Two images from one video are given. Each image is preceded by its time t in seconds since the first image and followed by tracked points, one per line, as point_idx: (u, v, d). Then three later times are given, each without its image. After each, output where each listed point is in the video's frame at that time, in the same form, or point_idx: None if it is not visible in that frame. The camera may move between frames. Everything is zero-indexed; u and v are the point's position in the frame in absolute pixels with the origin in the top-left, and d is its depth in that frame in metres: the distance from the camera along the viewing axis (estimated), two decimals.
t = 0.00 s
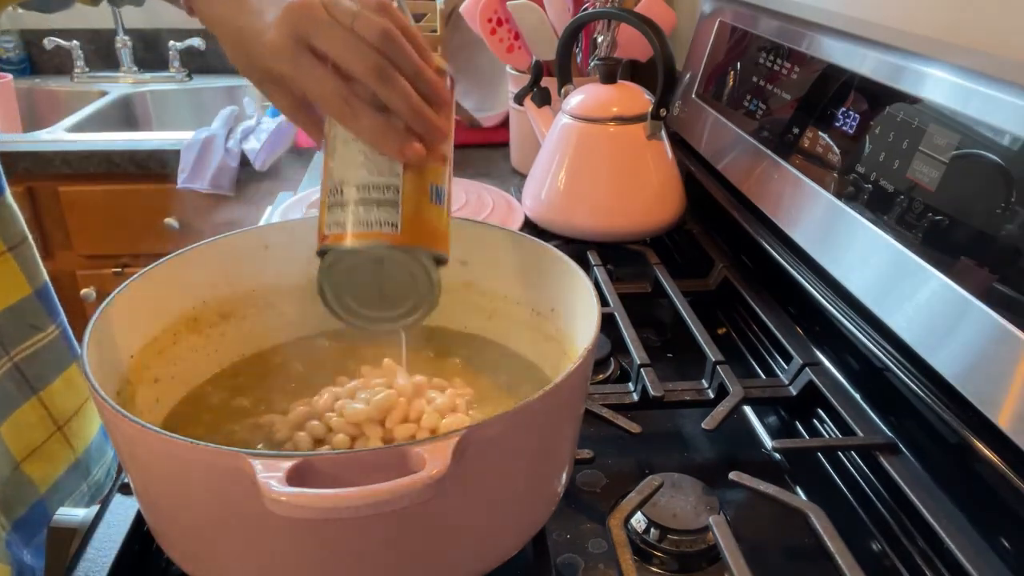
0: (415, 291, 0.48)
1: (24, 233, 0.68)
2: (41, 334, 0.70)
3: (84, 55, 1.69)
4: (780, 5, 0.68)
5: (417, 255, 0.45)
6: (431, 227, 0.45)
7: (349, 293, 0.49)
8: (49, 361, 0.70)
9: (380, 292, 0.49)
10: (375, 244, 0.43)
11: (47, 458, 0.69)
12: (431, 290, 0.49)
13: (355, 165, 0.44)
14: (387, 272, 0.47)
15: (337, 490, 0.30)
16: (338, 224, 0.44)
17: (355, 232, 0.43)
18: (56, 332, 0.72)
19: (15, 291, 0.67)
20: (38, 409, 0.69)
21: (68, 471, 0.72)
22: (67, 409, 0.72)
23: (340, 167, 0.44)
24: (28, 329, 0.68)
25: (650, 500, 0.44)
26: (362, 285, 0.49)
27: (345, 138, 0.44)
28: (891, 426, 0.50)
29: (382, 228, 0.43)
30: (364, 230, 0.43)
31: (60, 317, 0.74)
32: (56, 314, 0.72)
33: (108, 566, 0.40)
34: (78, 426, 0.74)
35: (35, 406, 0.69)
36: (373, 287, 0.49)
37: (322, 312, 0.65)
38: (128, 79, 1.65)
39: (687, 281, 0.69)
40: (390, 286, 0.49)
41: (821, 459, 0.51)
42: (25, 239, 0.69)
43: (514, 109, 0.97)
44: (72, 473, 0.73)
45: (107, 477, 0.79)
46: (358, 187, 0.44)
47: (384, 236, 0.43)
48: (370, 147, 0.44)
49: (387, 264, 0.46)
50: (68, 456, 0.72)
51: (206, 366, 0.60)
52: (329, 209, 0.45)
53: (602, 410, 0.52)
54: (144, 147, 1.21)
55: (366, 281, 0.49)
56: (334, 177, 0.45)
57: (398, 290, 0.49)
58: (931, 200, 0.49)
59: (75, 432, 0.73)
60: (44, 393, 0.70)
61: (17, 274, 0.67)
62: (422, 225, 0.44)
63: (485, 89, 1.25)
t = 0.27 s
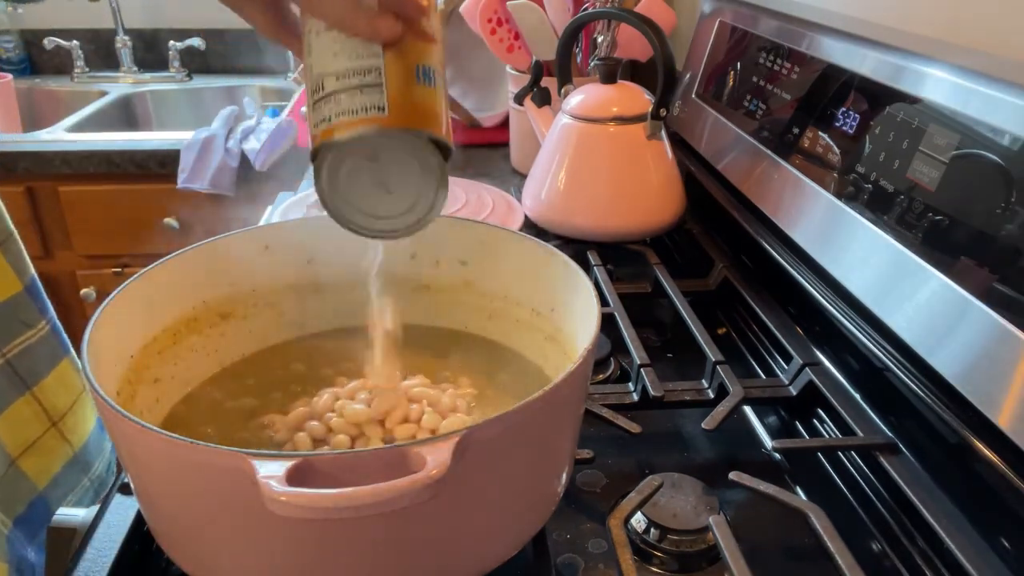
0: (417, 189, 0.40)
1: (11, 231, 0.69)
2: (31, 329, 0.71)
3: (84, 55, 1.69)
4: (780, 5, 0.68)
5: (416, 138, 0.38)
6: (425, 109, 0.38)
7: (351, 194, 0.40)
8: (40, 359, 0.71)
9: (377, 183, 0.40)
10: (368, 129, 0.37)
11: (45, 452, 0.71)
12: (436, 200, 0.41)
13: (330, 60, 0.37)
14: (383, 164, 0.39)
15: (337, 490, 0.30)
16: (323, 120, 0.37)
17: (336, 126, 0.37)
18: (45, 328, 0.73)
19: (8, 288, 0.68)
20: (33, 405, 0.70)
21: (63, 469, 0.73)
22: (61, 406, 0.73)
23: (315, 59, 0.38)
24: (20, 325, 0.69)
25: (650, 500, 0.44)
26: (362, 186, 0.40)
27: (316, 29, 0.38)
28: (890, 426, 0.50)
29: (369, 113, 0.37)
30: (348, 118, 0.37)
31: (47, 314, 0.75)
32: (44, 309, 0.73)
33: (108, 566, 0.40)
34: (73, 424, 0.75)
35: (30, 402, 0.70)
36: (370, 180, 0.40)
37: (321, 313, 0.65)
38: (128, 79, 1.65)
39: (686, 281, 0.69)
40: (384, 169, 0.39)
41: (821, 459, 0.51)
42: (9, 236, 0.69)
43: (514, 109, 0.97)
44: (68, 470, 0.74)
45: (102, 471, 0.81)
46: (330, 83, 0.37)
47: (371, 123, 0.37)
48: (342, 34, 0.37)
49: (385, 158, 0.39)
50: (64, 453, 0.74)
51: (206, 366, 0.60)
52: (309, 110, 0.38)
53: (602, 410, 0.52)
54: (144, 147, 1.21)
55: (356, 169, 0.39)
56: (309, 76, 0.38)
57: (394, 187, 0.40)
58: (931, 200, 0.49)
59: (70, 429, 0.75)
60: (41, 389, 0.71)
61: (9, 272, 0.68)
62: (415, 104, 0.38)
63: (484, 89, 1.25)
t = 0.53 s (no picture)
0: (391, 229, 0.43)
1: None
2: (27, 321, 0.70)
3: (84, 55, 1.69)
4: (781, 5, 0.68)
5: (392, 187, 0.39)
6: (405, 159, 0.39)
7: (327, 225, 0.43)
8: (37, 350, 0.71)
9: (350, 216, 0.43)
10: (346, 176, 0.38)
11: (47, 443, 0.71)
12: (412, 230, 0.44)
13: (318, 98, 0.39)
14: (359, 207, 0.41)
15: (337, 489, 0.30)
16: (304, 159, 0.39)
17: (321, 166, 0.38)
18: (39, 320, 0.72)
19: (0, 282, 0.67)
20: (34, 397, 0.70)
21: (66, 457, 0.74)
22: (60, 396, 0.73)
23: (303, 98, 0.39)
24: (17, 318, 0.69)
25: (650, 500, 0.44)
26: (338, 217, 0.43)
27: (305, 70, 0.39)
28: (890, 425, 0.50)
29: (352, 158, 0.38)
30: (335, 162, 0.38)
31: (39, 306, 0.74)
32: (36, 301, 0.73)
33: (108, 566, 0.40)
34: (73, 412, 0.75)
35: (28, 394, 0.69)
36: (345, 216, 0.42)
37: (321, 312, 0.65)
38: (127, 79, 1.65)
39: (686, 281, 0.69)
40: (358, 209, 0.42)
41: (821, 458, 0.51)
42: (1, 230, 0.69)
43: (514, 109, 0.97)
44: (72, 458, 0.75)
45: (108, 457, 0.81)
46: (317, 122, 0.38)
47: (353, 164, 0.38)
48: (328, 77, 0.38)
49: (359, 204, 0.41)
50: (66, 442, 0.74)
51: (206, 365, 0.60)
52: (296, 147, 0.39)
53: (603, 410, 0.52)
54: (144, 147, 1.21)
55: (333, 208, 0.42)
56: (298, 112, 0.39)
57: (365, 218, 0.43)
58: (931, 200, 0.49)
59: (70, 418, 0.75)
60: (39, 380, 0.71)
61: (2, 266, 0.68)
62: (393, 154, 0.39)
63: (484, 89, 1.25)
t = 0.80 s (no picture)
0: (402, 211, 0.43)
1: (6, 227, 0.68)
2: (34, 323, 0.70)
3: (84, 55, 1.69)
4: (781, 5, 0.68)
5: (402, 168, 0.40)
6: (413, 139, 0.40)
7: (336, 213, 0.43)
8: (44, 353, 0.71)
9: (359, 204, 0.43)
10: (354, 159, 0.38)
11: (51, 446, 0.71)
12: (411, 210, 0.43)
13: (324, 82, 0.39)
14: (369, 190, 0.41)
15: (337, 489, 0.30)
16: (313, 144, 0.39)
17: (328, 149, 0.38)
18: (47, 322, 0.72)
19: (8, 284, 0.67)
20: (39, 399, 0.70)
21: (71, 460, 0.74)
22: (67, 398, 0.73)
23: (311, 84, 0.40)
24: (23, 320, 0.69)
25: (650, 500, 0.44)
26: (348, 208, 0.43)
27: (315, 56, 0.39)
28: (890, 426, 0.50)
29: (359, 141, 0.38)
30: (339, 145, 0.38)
31: (47, 307, 0.74)
32: (44, 303, 0.72)
33: (108, 566, 0.40)
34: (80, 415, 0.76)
35: (33, 396, 0.69)
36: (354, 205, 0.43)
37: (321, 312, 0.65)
38: (128, 79, 1.65)
39: (686, 281, 0.69)
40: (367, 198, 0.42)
41: (821, 458, 0.51)
42: (6, 231, 0.69)
43: (514, 109, 0.97)
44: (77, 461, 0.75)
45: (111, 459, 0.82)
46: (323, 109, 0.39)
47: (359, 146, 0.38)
48: (336, 61, 0.39)
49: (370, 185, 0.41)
50: (72, 444, 0.74)
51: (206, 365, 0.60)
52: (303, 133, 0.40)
53: (602, 410, 0.52)
54: (144, 147, 1.21)
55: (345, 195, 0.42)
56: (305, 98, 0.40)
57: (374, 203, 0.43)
58: (931, 200, 0.49)
59: (77, 420, 0.75)
60: (45, 383, 0.71)
61: (8, 267, 0.67)
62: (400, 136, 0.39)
63: (484, 89, 1.25)
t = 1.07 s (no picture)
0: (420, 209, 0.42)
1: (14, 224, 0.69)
2: (41, 320, 0.71)
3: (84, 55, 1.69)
4: (781, 5, 0.68)
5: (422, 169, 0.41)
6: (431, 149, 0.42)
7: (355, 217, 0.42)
8: (51, 348, 0.72)
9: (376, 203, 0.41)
10: (389, 161, 0.40)
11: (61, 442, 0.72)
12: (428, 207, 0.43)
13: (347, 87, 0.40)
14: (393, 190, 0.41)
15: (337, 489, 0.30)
16: (342, 146, 0.40)
17: (368, 150, 0.40)
18: (54, 320, 0.73)
19: (16, 280, 0.68)
20: (47, 395, 0.70)
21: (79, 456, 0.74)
22: (74, 394, 0.74)
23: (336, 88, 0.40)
24: (30, 316, 0.70)
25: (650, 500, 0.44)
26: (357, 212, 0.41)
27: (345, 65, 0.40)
28: (890, 426, 0.50)
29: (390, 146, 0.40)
30: (372, 147, 0.40)
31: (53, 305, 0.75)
32: (50, 301, 0.73)
33: (108, 566, 0.40)
34: (86, 412, 0.76)
35: (43, 392, 0.70)
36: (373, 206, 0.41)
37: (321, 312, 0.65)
38: (127, 79, 1.65)
39: (686, 281, 0.69)
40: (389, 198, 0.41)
41: (821, 458, 0.51)
42: (14, 229, 0.69)
43: (514, 109, 0.97)
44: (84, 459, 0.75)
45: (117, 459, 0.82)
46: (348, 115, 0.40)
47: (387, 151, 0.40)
48: (371, 73, 0.39)
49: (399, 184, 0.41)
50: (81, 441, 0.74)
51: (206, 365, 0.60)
52: (325, 134, 0.40)
53: (602, 410, 0.52)
54: (144, 147, 1.21)
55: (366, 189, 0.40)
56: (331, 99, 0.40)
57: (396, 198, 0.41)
58: (931, 200, 0.49)
59: (84, 416, 0.76)
60: (54, 380, 0.71)
61: (16, 264, 0.68)
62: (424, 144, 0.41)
63: (484, 89, 1.25)
